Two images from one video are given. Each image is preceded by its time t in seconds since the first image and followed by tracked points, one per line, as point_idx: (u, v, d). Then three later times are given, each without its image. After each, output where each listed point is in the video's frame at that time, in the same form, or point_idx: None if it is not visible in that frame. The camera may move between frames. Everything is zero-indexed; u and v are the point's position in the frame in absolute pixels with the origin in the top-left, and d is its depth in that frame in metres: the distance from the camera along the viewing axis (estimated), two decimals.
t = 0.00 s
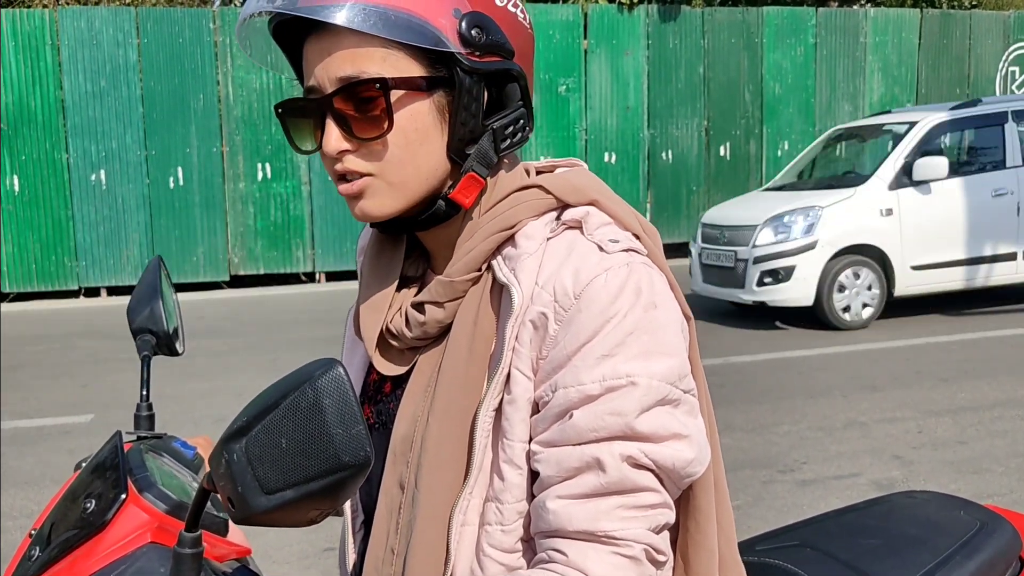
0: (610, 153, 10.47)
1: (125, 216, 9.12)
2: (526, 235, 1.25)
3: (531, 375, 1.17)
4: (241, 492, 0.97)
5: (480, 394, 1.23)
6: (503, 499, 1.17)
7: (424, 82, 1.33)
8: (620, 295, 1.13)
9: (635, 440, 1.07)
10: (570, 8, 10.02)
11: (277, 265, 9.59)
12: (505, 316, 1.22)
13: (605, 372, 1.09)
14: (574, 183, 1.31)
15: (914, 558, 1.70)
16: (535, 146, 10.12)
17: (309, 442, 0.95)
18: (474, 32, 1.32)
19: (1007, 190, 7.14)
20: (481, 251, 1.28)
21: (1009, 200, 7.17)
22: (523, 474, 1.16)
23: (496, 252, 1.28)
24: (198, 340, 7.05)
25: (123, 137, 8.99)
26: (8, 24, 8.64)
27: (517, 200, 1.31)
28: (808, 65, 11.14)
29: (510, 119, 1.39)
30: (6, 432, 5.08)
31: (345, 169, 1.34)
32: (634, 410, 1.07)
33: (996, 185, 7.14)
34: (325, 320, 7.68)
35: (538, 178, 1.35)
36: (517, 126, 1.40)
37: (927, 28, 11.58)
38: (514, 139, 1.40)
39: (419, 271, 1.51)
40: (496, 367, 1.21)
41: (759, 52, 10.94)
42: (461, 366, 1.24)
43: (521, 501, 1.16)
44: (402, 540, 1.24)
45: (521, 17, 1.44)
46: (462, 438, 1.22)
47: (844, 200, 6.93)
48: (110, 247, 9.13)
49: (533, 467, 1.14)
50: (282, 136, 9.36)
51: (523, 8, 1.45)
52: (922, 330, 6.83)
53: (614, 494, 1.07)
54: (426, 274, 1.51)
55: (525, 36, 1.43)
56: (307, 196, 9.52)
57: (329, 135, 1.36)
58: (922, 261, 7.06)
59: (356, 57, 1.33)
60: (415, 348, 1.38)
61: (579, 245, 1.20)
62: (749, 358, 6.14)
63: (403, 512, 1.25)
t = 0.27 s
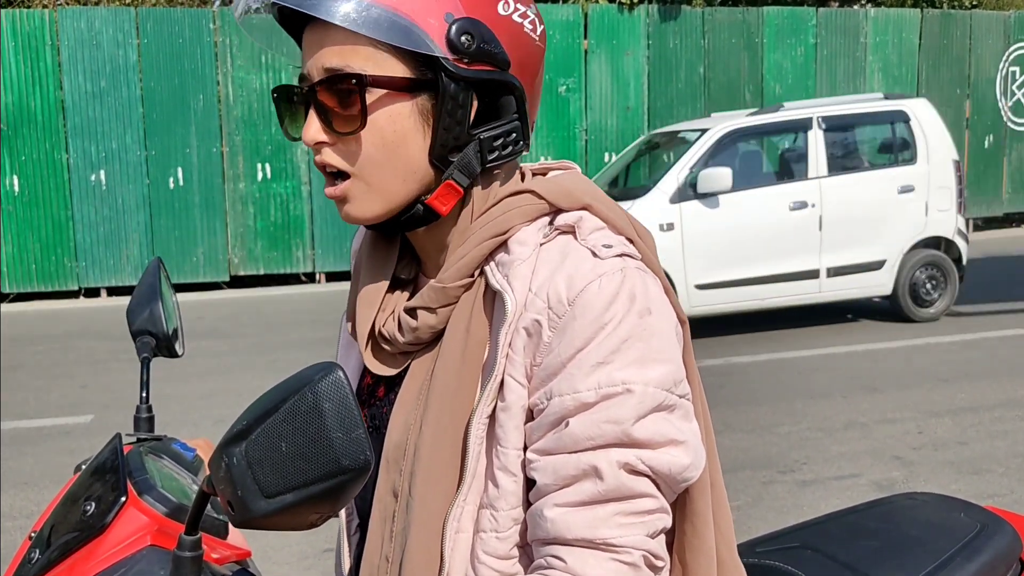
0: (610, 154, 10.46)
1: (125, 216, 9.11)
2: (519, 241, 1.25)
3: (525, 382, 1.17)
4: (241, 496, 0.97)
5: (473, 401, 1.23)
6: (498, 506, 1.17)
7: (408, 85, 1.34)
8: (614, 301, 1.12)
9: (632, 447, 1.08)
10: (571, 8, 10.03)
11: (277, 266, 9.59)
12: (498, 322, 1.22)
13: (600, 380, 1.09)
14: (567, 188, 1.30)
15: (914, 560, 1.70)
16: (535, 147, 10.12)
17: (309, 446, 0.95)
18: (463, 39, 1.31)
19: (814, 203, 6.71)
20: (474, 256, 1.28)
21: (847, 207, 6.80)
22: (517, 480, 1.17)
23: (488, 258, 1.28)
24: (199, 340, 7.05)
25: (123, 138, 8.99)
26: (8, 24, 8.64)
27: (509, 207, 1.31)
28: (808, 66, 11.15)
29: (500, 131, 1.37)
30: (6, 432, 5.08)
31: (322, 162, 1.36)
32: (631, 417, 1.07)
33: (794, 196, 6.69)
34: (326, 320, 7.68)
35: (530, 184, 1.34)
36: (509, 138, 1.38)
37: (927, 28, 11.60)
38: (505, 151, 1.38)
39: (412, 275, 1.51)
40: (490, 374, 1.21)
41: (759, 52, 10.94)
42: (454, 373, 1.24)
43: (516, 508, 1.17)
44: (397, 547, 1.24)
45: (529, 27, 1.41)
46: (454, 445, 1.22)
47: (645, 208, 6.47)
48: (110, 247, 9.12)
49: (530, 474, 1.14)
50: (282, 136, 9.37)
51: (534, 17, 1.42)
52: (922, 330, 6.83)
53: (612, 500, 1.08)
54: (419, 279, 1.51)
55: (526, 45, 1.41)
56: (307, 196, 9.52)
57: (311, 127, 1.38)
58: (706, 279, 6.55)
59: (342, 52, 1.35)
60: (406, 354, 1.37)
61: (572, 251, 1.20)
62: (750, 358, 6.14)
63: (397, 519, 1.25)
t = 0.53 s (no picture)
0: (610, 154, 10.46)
1: (125, 216, 9.11)
2: (521, 242, 1.25)
3: (526, 382, 1.17)
4: (236, 495, 0.97)
5: (473, 400, 1.23)
6: (498, 506, 1.17)
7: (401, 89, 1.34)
8: (615, 303, 1.12)
9: (632, 449, 1.08)
10: (571, 8, 10.04)
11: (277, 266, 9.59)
12: (499, 322, 1.22)
13: (601, 382, 1.09)
14: (570, 189, 1.30)
15: (913, 560, 1.70)
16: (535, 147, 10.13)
17: (304, 445, 0.95)
18: (456, 44, 1.31)
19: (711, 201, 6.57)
20: (475, 258, 1.28)
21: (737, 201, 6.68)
22: (517, 480, 1.17)
23: (490, 258, 1.28)
24: (199, 340, 7.05)
25: (123, 138, 9.00)
26: (8, 24, 8.64)
27: (512, 207, 1.30)
28: (808, 66, 11.14)
29: (498, 134, 1.36)
30: (6, 432, 5.08)
31: (317, 165, 1.37)
32: (631, 419, 1.07)
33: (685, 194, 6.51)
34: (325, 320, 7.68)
35: (532, 184, 1.34)
36: (507, 142, 1.36)
37: (928, 28, 11.60)
38: (502, 154, 1.36)
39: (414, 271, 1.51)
40: (490, 373, 1.21)
41: (759, 53, 10.93)
42: (455, 372, 1.24)
43: (515, 509, 1.17)
44: (396, 546, 1.24)
45: (531, 30, 1.39)
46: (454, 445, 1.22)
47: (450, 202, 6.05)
48: (110, 247, 9.12)
49: (529, 476, 1.14)
50: (282, 136, 9.36)
51: (536, 18, 1.40)
52: (922, 330, 6.82)
53: (611, 502, 1.08)
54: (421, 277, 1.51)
55: (528, 46, 1.38)
56: (307, 196, 9.52)
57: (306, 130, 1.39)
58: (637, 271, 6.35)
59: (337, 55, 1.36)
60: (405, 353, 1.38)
61: (574, 251, 1.20)
62: (750, 358, 6.14)
63: (396, 518, 1.25)
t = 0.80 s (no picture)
0: (610, 153, 10.46)
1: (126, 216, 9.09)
2: (522, 240, 1.25)
3: (526, 383, 1.17)
4: (235, 491, 0.97)
5: (474, 399, 1.23)
6: (498, 506, 1.17)
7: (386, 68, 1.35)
8: (616, 304, 1.13)
9: (632, 451, 1.09)
10: (571, 8, 10.05)
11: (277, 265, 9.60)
12: (500, 321, 1.22)
13: (602, 383, 1.09)
14: (571, 188, 1.30)
15: (911, 558, 1.70)
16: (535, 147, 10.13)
17: (304, 441, 0.95)
18: (435, 18, 1.32)
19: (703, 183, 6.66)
20: (476, 256, 1.27)
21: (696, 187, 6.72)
22: (518, 481, 1.17)
23: (491, 256, 1.28)
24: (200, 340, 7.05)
25: (123, 138, 9.02)
26: (8, 23, 8.61)
27: (512, 205, 1.30)
28: (808, 65, 11.14)
29: (489, 111, 1.37)
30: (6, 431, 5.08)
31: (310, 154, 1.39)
32: (632, 421, 1.08)
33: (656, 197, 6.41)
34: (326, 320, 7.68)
35: (534, 182, 1.34)
36: (495, 118, 1.37)
37: (927, 28, 11.63)
38: (492, 130, 1.37)
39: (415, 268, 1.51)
40: (491, 373, 1.21)
41: (759, 53, 10.93)
42: (456, 371, 1.24)
43: (516, 509, 1.18)
44: (396, 546, 1.24)
45: (515, 10, 1.40)
46: (453, 444, 1.22)
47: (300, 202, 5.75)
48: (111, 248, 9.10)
49: (530, 476, 1.14)
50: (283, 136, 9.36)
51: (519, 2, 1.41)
52: (922, 330, 6.82)
53: (612, 504, 1.08)
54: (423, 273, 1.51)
55: (512, 23, 1.39)
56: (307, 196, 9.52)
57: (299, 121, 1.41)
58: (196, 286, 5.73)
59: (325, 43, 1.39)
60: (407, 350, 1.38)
61: (576, 251, 1.20)
62: (749, 358, 6.14)
63: (396, 518, 1.25)
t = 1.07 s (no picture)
0: (610, 154, 10.46)
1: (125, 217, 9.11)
2: (519, 246, 1.25)
3: (524, 387, 1.18)
4: (235, 500, 0.97)
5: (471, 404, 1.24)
6: (496, 510, 1.18)
7: (385, 80, 1.36)
8: (614, 309, 1.13)
9: (629, 455, 1.09)
10: (571, 9, 10.05)
11: (277, 267, 9.61)
12: (497, 326, 1.22)
13: (599, 388, 1.10)
14: (568, 194, 1.30)
15: (910, 562, 1.71)
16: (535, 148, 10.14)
17: (304, 451, 0.95)
18: (434, 32, 1.33)
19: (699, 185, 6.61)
20: (475, 261, 1.28)
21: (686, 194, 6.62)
22: (515, 485, 1.18)
23: (489, 262, 1.28)
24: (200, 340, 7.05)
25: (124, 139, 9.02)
26: (9, 24, 8.66)
27: (510, 210, 1.30)
28: (808, 66, 11.13)
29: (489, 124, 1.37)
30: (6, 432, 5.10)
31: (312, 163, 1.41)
32: (629, 426, 1.08)
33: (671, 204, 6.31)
34: (326, 321, 7.68)
35: (531, 188, 1.34)
36: (495, 132, 1.38)
37: (927, 29, 11.64)
38: (490, 145, 1.37)
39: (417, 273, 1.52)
40: (488, 378, 1.21)
41: (759, 54, 10.93)
42: (453, 376, 1.24)
43: (514, 513, 1.18)
44: (395, 549, 1.24)
45: (518, 22, 1.40)
46: (452, 449, 1.22)
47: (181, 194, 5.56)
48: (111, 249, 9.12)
49: (527, 480, 1.15)
50: (283, 137, 9.35)
51: (522, 11, 1.40)
52: (922, 331, 6.82)
53: (610, 507, 1.09)
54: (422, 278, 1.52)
55: (514, 35, 1.38)
56: (307, 197, 9.53)
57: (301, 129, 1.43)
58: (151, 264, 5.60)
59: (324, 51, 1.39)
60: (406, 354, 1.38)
61: (573, 257, 1.20)
62: (749, 359, 6.15)
63: (395, 521, 1.26)
